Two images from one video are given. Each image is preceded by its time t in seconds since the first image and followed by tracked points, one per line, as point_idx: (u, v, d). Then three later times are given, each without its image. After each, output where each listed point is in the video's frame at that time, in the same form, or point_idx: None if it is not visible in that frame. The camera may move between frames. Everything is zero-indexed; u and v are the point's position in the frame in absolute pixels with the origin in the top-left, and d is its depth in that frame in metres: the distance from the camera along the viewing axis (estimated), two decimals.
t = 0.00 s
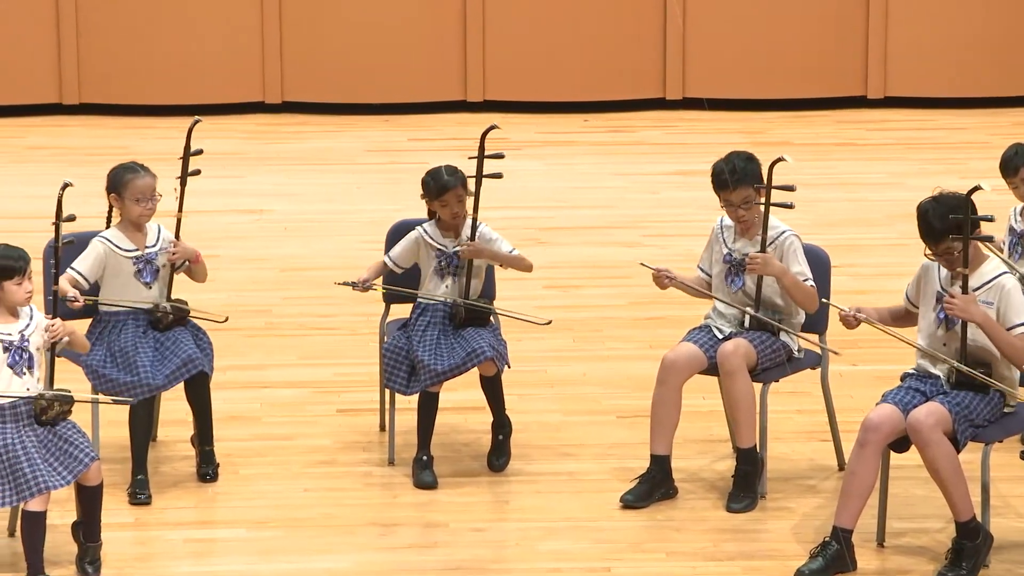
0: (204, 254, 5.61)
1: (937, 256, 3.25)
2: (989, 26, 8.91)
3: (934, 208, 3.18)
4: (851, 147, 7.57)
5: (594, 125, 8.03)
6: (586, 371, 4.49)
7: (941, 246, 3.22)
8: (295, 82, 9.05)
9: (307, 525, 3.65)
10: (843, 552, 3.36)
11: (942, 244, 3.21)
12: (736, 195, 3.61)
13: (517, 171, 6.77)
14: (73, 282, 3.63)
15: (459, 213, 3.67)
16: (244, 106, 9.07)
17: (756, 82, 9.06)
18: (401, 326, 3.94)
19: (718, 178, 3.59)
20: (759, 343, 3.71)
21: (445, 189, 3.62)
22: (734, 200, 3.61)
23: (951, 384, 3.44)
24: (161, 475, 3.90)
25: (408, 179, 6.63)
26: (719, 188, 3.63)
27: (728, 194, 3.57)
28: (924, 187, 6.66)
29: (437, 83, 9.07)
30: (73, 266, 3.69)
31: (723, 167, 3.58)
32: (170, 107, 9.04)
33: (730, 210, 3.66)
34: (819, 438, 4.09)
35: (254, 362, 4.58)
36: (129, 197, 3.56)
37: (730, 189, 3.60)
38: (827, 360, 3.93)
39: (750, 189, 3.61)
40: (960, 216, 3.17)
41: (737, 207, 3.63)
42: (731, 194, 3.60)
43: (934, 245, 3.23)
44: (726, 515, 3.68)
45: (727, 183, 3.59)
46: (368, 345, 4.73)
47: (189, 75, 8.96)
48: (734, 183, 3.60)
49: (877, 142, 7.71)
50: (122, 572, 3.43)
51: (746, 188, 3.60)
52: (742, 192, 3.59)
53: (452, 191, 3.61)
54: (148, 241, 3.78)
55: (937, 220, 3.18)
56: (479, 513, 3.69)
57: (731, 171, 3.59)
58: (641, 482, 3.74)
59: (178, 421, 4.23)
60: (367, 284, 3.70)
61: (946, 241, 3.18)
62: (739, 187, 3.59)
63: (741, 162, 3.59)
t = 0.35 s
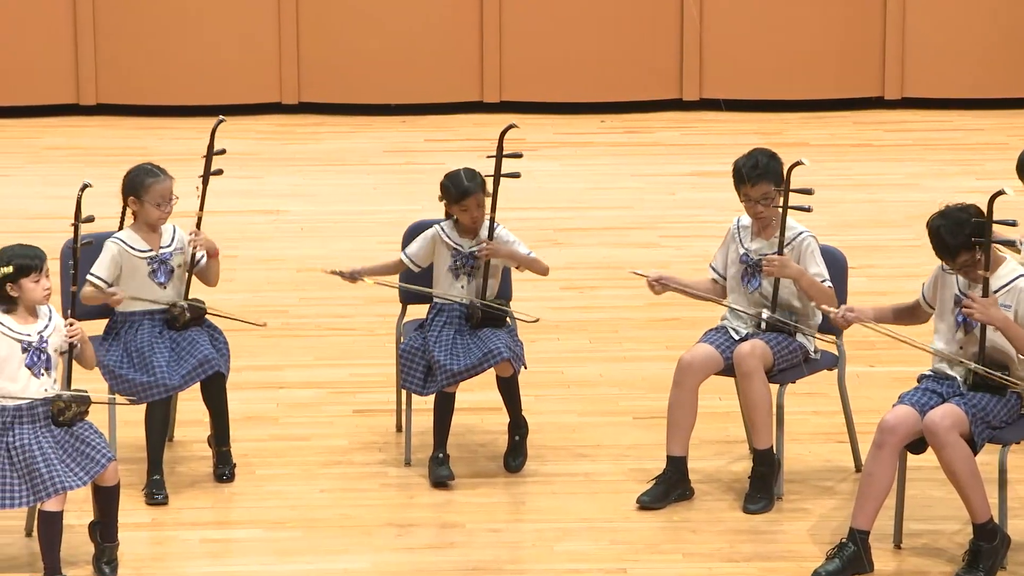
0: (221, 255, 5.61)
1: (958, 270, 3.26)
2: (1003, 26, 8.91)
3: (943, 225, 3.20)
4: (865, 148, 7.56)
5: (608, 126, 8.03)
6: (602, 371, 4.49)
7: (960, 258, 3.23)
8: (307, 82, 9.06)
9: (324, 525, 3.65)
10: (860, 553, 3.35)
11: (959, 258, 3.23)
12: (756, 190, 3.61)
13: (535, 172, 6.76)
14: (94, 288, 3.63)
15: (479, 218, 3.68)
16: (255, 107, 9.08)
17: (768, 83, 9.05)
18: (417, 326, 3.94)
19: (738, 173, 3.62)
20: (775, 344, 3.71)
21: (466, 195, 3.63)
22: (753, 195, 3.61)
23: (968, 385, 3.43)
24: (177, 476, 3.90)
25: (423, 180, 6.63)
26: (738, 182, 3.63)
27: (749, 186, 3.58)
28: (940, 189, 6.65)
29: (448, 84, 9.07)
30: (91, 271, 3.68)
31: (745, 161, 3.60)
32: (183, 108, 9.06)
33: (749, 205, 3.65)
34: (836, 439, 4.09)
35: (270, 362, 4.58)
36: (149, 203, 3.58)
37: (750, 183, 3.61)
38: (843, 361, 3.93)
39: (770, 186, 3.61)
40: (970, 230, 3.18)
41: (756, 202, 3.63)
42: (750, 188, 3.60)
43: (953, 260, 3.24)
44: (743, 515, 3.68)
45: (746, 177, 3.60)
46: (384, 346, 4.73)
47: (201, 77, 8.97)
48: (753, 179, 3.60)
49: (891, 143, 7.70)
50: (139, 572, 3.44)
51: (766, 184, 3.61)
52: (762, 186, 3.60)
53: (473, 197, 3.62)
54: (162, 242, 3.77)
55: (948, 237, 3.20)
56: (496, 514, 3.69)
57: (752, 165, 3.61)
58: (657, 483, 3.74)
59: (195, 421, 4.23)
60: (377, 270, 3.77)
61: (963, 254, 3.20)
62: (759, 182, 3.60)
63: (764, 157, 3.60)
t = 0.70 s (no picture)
0: (239, 255, 5.62)
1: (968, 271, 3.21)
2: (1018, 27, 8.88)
3: (952, 227, 3.17)
4: (880, 148, 7.54)
5: (622, 127, 8.03)
6: (620, 371, 4.48)
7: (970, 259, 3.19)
8: (319, 83, 9.06)
9: (342, 525, 3.65)
10: (878, 553, 3.35)
11: (967, 260, 3.19)
12: (772, 193, 3.61)
13: (550, 172, 6.76)
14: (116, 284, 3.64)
15: (497, 215, 3.69)
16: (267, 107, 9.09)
17: (781, 84, 9.05)
18: (435, 326, 3.94)
19: (753, 176, 3.60)
20: (793, 344, 3.71)
21: (483, 193, 3.63)
22: (769, 198, 3.61)
23: (987, 387, 3.41)
24: (196, 475, 3.91)
25: (439, 181, 6.63)
26: (754, 186, 3.62)
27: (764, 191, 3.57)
28: (957, 189, 6.64)
29: (461, 85, 9.07)
30: (111, 270, 3.71)
31: (759, 165, 3.59)
32: (195, 109, 9.07)
33: (766, 209, 3.65)
34: (854, 440, 4.08)
35: (288, 362, 4.59)
36: (173, 204, 3.59)
37: (766, 186, 3.60)
38: (862, 361, 3.92)
39: (786, 188, 3.61)
40: (981, 232, 3.15)
41: (772, 205, 3.63)
42: (766, 191, 3.60)
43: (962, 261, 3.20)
44: (761, 516, 3.68)
45: (762, 181, 3.59)
46: (402, 346, 4.73)
47: (213, 77, 8.98)
48: (769, 181, 3.59)
49: (906, 143, 7.69)
50: (156, 572, 3.44)
51: (782, 187, 3.60)
52: (777, 189, 3.59)
53: (490, 193, 3.62)
54: (183, 241, 3.79)
55: (958, 238, 3.16)
56: (513, 514, 3.69)
57: (767, 169, 3.59)
58: (675, 484, 3.74)
59: (212, 421, 4.24)
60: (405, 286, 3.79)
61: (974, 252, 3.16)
62: (774, 186, 3.59)
63: (779, 161, 3.59)
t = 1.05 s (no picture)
0: (256, 255, 5.62)
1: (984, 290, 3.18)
2: None
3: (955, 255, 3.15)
4: (896, 149, 7.53)
5: (635, 126, 8.03)
6: (636, 372, 4.48)
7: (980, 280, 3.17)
8: (331, 83, 9.07)
9: (360, 525, 3.65)
10: (895, 554, 3.34)
11: (979, 281, 3.16)
12: (791, 189, 3.62)
13: (564, 172, 6.76)
14: (134, 284, 3.66)
15: (511, 213, 3.68)
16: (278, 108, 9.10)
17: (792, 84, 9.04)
18: (452, 326, 3.94)
19: (776, 171, 3.63)
20: (810, 344, 3.70)
21: (497, 187, 3.63)
22: (788, 193, 3.62)
23: (1003, 388, 3.39)
24: (212, 475, 3.91)
25: (454, 181, 6.63)
26: (775, 180, 3.64)
27: (784, 185, 3.58)
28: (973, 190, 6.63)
29: (472, 85, 9.07)
30: (129, 269, 3.72)
31: (783, 159, 3.61)
32: (206, 109, 9.08)
33: (784, 204, 3.66)
34: (871, 440, 4.08)
35: (305, 362, 4.59)
36: (192, 204, 3.64)
37: (786, 181, 3.61)
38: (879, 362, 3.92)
39: (807, 185, 3.62)
40: (985, 255, 3.12)
41: (790, 201, 3.63)
42: (785, 186, 3.61)
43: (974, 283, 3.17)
44: (777, 516, 3.68)
45: (783, 175, 3.61)
46: (418, 346, 4.73)
47: (225, 78, 8.99)
48: (789, 176, 3.61)
49: (920, 143, 7.68)
50: (173, 572, 3.45)
51: (802, 184, 3.61)
52: (797, 185, 3.60)
53: (504, 188, 3.61)
54: (200, 242, 3.81)
55: (964, 265, 3.14)
56: (530, 514, 3.69)
57: (789, 164, 3.61)
58: (691, 484, 3.74)
59: (229, 420, 4.24)
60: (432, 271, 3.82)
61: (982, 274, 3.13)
62: (794, 181, 3.60)
63: (803, 157, 3.60)
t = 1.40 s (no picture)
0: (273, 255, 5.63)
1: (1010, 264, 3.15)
2: None
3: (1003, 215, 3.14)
4: (913, 150, 7.51)
5: (649, 127, 8.02)
6: (655, 372, 4.48)
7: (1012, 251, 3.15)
8: (344, 83, 9.07)
9: (377, 524, 3.66)
10: (914, 555, 3.34)
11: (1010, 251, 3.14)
12: (808, 187, 3.61)
13: (583, 172, 6.75)
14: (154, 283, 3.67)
15: (532, 219, 3.66)
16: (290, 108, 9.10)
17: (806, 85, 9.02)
18: (470, 326, 3.94)
19: (792, 170, 3.62)
20: (829, 345, 3.70)
21: (519, 197, 3.62)
22: (805, 191, 3.61)
23: None
24: (230, 474, 3.91)
25: (471, 181, 6.63)
26: (791, 180, 3.63)
27: (801, 183, 3.58)
28: (992, 191, 6.62)
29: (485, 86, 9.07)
30: (147, 269, 3.72)
31: (799, 158, 3.60)
32: (218, 110, 9.09)
33: (801, 203, 3.65)
34: (890, 441, 4.07)
35: (323, 361, 4.60)
36: (214, 208, 3.67)
37: (802, 179, 3.60)
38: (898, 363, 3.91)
39: (824, 184, 3.61)
40: None
41: (808, 200, 3.63)
42: (802, 184, 3.61)
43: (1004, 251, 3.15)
44: (795, 517, 3.68)
45: (799, 174, 3.60)
46: (435, 347, 4.73)
47: (237, 79, 8.99)
48: (806, 175, 3.60)
49: (934, 143, 7.68)
50: (191, 571, 3.45)
51: (819, 181, 3.60)
52: (814, 183, 3.59)
53: (526, 197, 3.61)
54: (219, 242, 3.81)
55: (1007, 225, 3.13)
56: (548, 514, 3.68)
57: (805, 162, 3.60)
58: (709, 484, 3.73)
59: (247, 420, 4.24)
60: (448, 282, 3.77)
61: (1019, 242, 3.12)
62: (811, 179, 3.60)
63: (818, 155, 3.59)
